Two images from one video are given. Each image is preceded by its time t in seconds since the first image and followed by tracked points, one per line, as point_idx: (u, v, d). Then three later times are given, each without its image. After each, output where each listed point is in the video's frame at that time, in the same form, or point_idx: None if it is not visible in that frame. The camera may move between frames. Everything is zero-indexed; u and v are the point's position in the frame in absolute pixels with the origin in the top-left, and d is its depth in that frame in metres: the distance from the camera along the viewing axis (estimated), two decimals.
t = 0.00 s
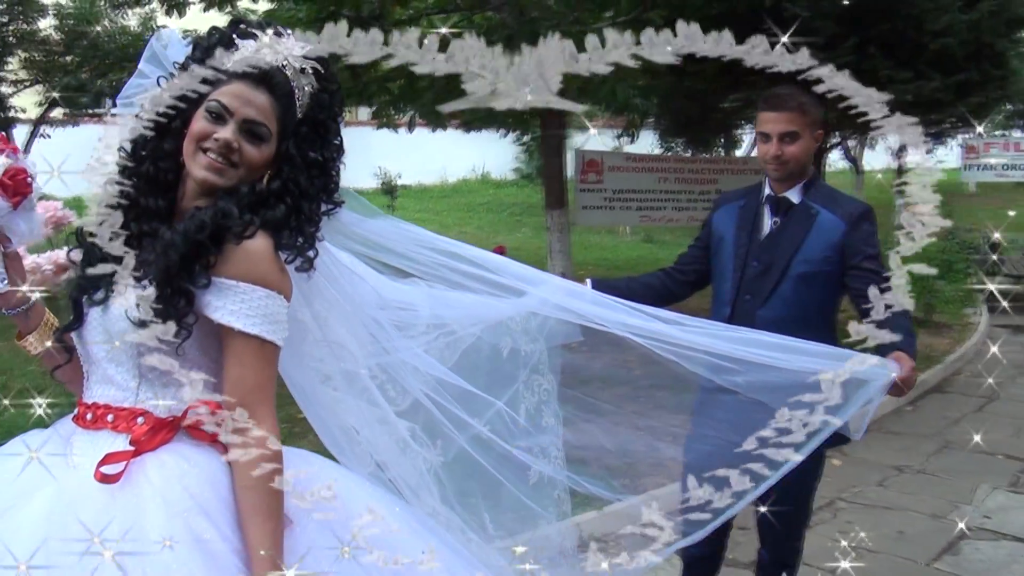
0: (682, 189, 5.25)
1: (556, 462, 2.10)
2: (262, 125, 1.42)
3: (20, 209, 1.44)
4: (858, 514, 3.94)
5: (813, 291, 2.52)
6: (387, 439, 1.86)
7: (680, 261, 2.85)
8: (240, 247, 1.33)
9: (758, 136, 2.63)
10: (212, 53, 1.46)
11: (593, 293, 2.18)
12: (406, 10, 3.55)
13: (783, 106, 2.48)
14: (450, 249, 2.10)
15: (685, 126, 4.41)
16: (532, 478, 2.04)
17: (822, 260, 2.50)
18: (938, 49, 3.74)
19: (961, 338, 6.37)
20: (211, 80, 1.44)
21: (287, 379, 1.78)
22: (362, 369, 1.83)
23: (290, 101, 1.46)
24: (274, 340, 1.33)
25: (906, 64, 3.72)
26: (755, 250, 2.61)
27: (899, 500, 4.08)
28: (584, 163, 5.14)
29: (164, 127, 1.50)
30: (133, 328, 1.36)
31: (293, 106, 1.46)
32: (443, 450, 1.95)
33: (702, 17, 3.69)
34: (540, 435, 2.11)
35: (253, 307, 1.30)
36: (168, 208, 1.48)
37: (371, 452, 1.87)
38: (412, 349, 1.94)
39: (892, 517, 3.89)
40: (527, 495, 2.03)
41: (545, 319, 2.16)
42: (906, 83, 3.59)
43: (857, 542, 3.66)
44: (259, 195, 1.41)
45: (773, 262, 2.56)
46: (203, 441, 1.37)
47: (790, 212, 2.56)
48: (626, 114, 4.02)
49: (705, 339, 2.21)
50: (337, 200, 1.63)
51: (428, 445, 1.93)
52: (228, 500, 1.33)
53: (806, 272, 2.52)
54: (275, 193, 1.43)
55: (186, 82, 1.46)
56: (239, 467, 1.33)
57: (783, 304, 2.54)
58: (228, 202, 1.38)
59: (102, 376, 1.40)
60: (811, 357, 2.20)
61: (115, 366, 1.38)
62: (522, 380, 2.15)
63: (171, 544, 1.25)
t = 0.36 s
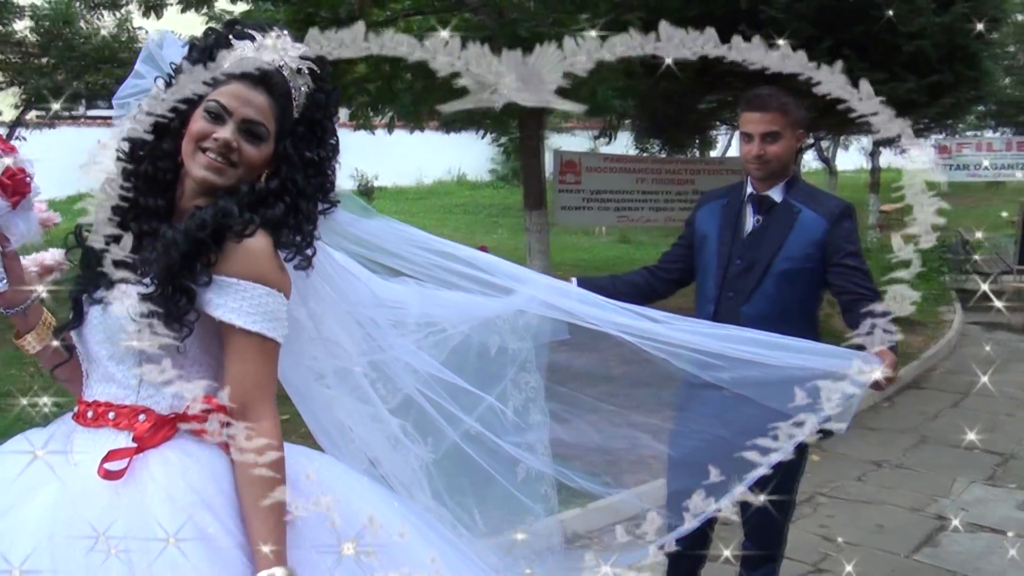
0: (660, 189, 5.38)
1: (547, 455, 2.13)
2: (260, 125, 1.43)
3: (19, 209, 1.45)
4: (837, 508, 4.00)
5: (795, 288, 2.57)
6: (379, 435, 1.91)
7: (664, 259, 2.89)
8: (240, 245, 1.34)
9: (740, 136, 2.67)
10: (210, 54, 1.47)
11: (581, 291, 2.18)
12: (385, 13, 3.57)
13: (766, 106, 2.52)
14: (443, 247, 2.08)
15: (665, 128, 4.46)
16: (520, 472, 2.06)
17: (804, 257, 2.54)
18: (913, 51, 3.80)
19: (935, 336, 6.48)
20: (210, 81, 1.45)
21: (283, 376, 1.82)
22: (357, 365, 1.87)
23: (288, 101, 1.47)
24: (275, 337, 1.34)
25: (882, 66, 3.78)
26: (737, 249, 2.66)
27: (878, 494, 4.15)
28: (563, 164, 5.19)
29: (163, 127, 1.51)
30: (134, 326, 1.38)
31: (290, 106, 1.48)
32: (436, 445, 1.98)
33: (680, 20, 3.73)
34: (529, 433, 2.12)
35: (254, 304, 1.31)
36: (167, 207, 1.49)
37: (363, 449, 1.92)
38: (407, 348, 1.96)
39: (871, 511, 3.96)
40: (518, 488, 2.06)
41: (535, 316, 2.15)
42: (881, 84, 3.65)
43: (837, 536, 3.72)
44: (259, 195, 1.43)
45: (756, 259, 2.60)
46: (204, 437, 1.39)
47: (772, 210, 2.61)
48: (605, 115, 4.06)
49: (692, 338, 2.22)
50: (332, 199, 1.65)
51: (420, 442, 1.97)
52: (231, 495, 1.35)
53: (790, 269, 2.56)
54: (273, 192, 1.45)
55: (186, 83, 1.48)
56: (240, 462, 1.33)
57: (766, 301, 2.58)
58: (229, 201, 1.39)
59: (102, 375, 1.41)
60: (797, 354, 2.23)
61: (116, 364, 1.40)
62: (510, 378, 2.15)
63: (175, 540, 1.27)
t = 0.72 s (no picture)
0: (635, 190, 5.53)
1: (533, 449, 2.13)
2: (257, 123, 1.45)
3: (15, 206, 1.44)
4: (814, 504, 4.06)
5: (775, 286, 2.62)
6: (368, 432, 1.92)
7: (645, 258, 2.92)
8: (238, 242, 1.35)
9: (721, 137, 2.71)
10: (207, 54, 1.49)
11: (564, 290, 2.20)
12: (360, 12, 3.57)
13: (746, 107, 2.56)
14: (432, 247, 2.11)
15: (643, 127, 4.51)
16: (505, 468, 2.07)
17: (784, 255, 2.60)
18: (886, 53, 3.87)
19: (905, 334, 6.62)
20: (205, 81, 1.46)
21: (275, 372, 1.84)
22: (347, 362, 1.89)
23: (284, 100, 1.50)
24: (272, 332, 1.36)
25: (855, 69, 3.86)
26: (718, 247, 2.70)
27: (853, 489, 4.21)
28: (540, 164, 5.25)
29: (158, 125, 1.52)
30: (130, 322, 1.38)
31: (285, 105, 1.49)
32: (423, 440, 2.00)
33: (656, 22, 3.78)
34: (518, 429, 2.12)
35: (251, 300, 1.33)
36: (163, 204, 1.51)
37: (353, 446, 1.92)
38: (397, 346, 1.98)
39: (848, 506, 4.03)
40: (504, 482, 2.06)
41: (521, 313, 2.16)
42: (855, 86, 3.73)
43: (815, 531, 3.78)
44: (255, 192, 1.44)
45: (736, 258, 2.65)
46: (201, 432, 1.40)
47: (752, 209, 2.65)
48: (584, 115, 4.09)
49: (678, 338, 2.23)
50: (326, 198, 1.66)
51: (409, 439, 1.98)
52: (229, 489, 1.36)
53: (770, 267, 2.61)
54: (269, 190, 1.46)
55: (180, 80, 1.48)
56: (236, 454, 1.34)
57: (746, 298, 2.63)
58: (226, 197, 1.41)
59: (99, 370, 1.42)
60: (782, 351, 2.25)
61: (113, 359, 1.40)
62: (493, 377, 2.14)
63: (175, 532, 1.28)
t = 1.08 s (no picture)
0: (612, 191, 5.64)
1: (518, 445, 2.16)
2: (251, 123, 1.47)
3: (9, 204, 1.46)
4: (792, 500, 4.12)
5: (756, 284, 2.67)
6: (357, 429, 1.94)
7: (627, 256, 2.96)
8: (234, 240, 1.37)
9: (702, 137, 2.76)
10: (202, 54, 1.51)
11: (546, 288, 2.23)
12: (338, 12, 3.57)
13: (726, 108, 2.61)
14: (421, 246, 2.12)
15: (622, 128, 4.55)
16: (491, 465, 2.10)
17: (764, 254, 2.65)
18: (861, 55, 3.94)
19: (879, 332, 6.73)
20: (200, 81, 1.48)
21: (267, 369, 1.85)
22: (336, 360, 1.91)
23: (278, 101, 1.52)
24: (267, 329, 1.37)
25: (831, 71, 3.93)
26: (700, 246, 2.74)
27: (830, 485, 4.28)
28: (518, 164, 5.27)
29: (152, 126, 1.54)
30: (128, 319, 1.40)
31: (279, 104, 1.51)
32: (411, 437, 2.01)
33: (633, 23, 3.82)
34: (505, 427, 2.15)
35: (247, 298, 1.35)
36: (159, 202, 1.53)
37: (343, 442, 1.94)
38: (386, 345, 1.98)
39: (825, 502, 4.09)
40: (491, 478, 2.10)
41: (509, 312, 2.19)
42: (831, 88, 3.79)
43: (795, 526, 3.84)
44: (249, 191, 1.46)
45: (717, 257, 2.69)
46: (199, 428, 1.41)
47: (732, 208, 2.70)
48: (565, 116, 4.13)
49: (664, 335, 2.26)
50: (318, 196, 1.68)
51: (398, 436, 2.00)
52: (227, 484, 1.38)
53: (750, 265, 2.66)
54: (264, 188, 1.48)
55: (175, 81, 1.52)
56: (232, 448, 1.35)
57: (727, 296, 2.68)
58: (222, 196, 1.42)
59: (96, 367, 1.43)
60: (765, 348, 2.27)
61: (110, 357, 1.42)
62: (478, 375, 2.15)
63: (178, 529, 1.29)
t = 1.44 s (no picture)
0: (592, 191, 5.75)
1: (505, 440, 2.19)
2: (245, 123, 1.49)
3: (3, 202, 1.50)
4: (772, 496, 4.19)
5: (737, 282, 2.71)
6: (346, 426, 1.94)
7: (610, 255, 3.00)
8: (229, 238, 1.38)
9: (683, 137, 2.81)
10: (194, 54, 1.53)
11: (532, 286, 2.26)
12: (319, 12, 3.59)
13: (707, 109, 2.67)
14: (409, 245, 2.15)
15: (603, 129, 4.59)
16: (477, 462, 2.13)
17: (745, 252, 2.69)
18: (837, 57, 4.03)
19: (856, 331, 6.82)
20: (194, 80, 1.50)
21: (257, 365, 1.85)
22: (326, 357, 1.91)
23: (271, 99, 1.54)
24: (263, 326, 1.39)
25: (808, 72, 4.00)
26: (682, 244, 2.78)
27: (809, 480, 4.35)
28: (498, 165, 5.38)
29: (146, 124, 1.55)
30: (124, 315, 1.41)
31: (271, 103, 1.53)
32: (399, 435, 2.04)
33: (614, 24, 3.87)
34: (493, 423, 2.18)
35: (242, 295, 1.36)
36: (153, 201, 1.54)
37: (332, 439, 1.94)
38: (374, 343, 2.01)
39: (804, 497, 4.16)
40: (478, 474, 2.13)
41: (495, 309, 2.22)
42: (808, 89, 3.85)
43: (776, 521, 3.91)
44: (244, 190, 1.48)
45: (699, 255, 2.73)
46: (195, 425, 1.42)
47: (714, 207, 2.74)
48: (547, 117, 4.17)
49: (650, 333, 2.29)
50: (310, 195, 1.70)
51: (386, 433, 2.02)
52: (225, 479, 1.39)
53: (731, 263, 2.70)
54: (258, 187, 1.50)
55: (169, 79, 1.54)
56: (230, 443, 1.37)
57: (709, 294, 2.72)
58: (216, 194, 1.44)
59: (92, 364, 1.45)
60: (748, 345, 2.30)
61: (106, 354, 1.43)
62: (464, 373, 2.17)
63: (182, 526, 1.31)
